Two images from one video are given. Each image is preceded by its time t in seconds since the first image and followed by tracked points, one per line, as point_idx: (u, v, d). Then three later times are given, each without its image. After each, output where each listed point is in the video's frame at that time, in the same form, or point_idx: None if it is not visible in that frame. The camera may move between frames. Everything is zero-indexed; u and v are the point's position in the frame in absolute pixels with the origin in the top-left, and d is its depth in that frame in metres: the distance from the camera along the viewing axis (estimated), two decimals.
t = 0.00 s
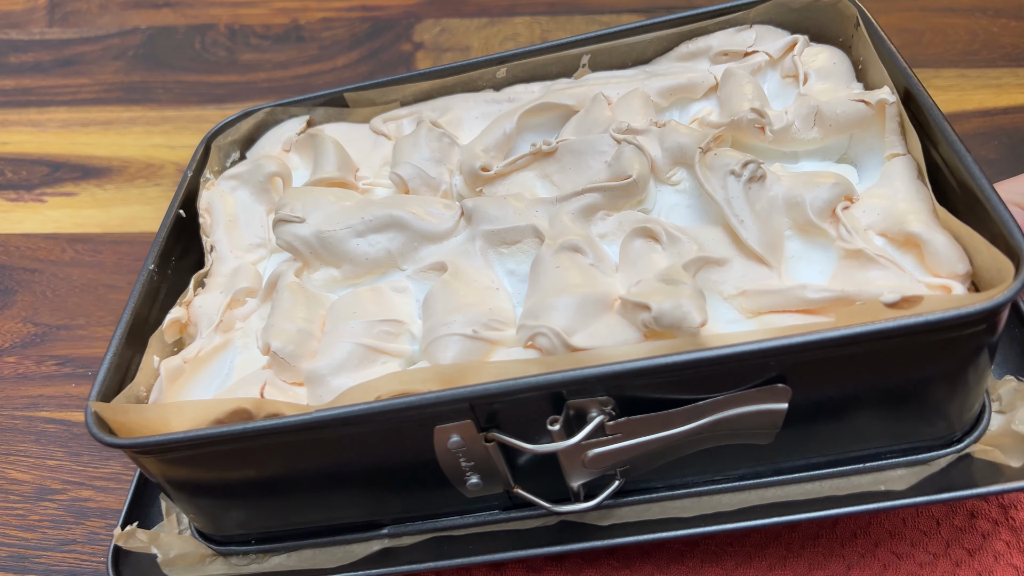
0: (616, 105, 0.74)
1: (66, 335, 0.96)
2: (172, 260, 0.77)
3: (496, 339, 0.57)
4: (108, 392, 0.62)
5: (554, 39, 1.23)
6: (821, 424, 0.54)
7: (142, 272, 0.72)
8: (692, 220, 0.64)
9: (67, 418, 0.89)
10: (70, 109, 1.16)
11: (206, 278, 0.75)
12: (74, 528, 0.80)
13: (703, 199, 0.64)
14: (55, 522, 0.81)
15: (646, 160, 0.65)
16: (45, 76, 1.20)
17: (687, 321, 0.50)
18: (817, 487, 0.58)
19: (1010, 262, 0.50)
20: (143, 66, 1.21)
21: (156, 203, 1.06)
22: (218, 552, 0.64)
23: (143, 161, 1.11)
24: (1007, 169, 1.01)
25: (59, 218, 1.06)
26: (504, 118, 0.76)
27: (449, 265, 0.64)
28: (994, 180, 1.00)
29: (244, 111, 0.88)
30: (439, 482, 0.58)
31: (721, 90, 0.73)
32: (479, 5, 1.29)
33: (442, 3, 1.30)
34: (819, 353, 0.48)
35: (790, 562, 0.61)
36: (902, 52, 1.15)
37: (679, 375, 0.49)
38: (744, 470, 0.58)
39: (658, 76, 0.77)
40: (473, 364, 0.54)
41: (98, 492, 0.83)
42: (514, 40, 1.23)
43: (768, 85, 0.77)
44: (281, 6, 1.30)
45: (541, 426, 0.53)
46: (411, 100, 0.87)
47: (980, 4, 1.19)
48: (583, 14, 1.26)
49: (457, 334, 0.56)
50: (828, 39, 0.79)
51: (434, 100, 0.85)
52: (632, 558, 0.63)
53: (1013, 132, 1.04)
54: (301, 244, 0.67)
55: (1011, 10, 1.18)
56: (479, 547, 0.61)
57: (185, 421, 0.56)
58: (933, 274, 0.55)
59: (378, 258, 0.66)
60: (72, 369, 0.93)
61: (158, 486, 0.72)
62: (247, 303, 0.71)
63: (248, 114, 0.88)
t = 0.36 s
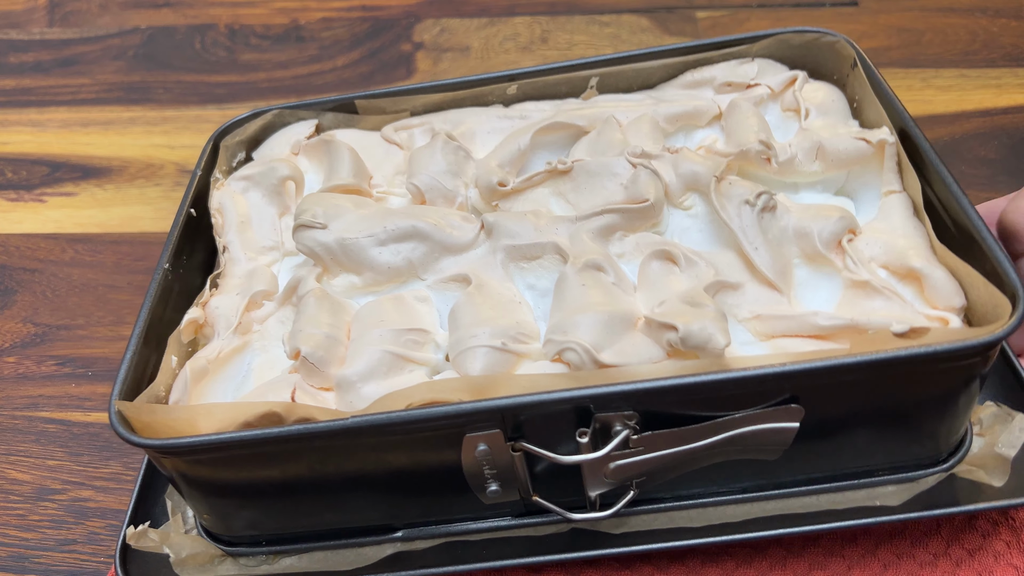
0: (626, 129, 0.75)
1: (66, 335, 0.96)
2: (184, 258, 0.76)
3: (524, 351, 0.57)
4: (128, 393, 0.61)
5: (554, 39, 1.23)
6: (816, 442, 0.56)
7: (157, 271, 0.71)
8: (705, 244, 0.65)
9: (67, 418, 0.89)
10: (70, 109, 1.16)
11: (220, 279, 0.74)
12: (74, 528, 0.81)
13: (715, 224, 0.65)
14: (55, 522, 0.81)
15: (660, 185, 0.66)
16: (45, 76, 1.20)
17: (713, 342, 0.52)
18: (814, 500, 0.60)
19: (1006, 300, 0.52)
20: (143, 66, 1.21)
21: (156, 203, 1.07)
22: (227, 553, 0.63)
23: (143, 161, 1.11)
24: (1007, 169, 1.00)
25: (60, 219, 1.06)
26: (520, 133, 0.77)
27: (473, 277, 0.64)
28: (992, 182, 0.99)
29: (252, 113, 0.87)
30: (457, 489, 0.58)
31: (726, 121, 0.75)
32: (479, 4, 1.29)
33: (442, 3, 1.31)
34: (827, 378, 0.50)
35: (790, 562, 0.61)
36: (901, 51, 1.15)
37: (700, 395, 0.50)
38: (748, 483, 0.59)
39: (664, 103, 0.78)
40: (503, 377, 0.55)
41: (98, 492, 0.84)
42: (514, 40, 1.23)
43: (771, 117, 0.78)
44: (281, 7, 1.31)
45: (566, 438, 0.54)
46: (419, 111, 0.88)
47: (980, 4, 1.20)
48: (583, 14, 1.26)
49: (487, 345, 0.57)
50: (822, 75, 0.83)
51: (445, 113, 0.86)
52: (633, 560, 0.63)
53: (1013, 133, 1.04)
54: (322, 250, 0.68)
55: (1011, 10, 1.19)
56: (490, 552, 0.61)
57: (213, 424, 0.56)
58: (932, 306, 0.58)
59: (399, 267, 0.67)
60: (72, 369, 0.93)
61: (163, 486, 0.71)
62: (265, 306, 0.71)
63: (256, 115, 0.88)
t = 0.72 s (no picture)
0: (633, 144, 0.78)
1: (66, 335, 0.96)
2: (190, 258, 0.76)
3: (532, 362, 0.58)
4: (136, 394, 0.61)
5: (554, 39, 1.23)
6: (814, 459, 0.57)
7: (164, 270, 0.71)
8: (712, 261, 0.67)
9: (67, 418, 0.88)
10: (70, 109, 1.16)
11: (227, 280, 0.74)
12: (74, 529, 0.79)
13: (722, 242, 0.67)
14: (54, 522, 0.80)
15: (668, 202, 0.68)
16: (45, 76, 1.20)
17: (720, 360, 0.54)
18: (812, 515, 0.61)
19: (1006, 326, 0.54)
20: (143, 66, 1.21)
21: (156, 203, 1.07)
22: (228, 554, 0.64)
23: (143, 161, 1.11)
24: (1010, 168, 0.99)
25: (59, 219, 1.06)
26: (529, 144, 0.78)
27: (483, 287, 0.65)
28: (996, 181, 0.98)
29: (260, 114, 0.88)
30: (462, 496, 0.59)
31: (732, 139, 0.78)
32: (479, 4, 1.30)
33: (443, 3, 1.31)
34: (830, 399, 0.52)
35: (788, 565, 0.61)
36: (902, 52, 1.15)
37: (708, 413, 0.52)
38: (747, 496, 0.61)
39: (671, 118, 0.81)
40: (513, 388, 0.55)
41: (98, 493, 0.82)
42: (514, 39, 1.23)
43: (775, 136, 0.81)
44: (281, 7, 1.31)
45: (573, 450, 0.55)
46: (429, 118, 0.89)
47: (980, 4, 1.21)
48: (583, 14, 1.26)
49: (497, 356, 0.57)
50: (825, 99, 0.85)
51: (453, 121, 0.87)
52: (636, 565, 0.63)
53: (1014, 132, 1.03)
54: (332, 254, 0.68)
55: (1010, 10, 1.19)
56: (491, 560, 0.62)
57: (223, 425, 0.56)
58: (932, 329, 0.60)
59: (408, 274, 0.68)
60: (72, 369, 0.92)
61: (164, 487, 0.71)
62: (273, 308, 0.71)
63: (264, 116, 0.88)
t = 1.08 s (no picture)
0: (638, 160, 0.79)
1: (66, 336, 0.92)
2: (192, 256, 0.76)
3: (536, 379, 0.59)
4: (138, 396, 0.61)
5: (554, 39, 1.23)
6: (806, 483, 0.58)
7: (167, 270, 0.71)
8: (716, 282, 0.69)
9: (67, 418, 0.84)
10: (70, 109, 1.15)
11: (230, 281, 0.74)
12: (74, 529, 0.75)
13: (726, 264, 0.69)
14: (54, 522, 0.76)
15: (673, 222, 0.69)
16: (45, 76, 1.20)
17: (723, 385, 0.55)
18: (802, 537, 0.63)
19: (1001, 363, 0.57)
20: (143, 66, 1.21)
21: (156, 203, 1.04)
22: (222, 556, 0.64)
23: (143, 161, 1.09)
24: (1007, 169, 0.99)
25: (59, 219, 1.03)
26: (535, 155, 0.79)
27: (488, 301, 0.66)
28: (994, 181, 0.98)
29: (265, 114, 0.88)
30: (461, 507, 0.60)
31: (736, 160, 0.79)
32: (479, 4, 1.30)
33: (443, 3, 1.31)
34: (830, 429, 0.53)
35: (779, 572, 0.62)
36: (901, 51, 1.16)
37: (710, 437, 0.53)
38: (739, 517, 0.62)
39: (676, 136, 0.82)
40: (516, 405, 0.56)
41: (99, 493, 0.78)
42: (514, 39, 1.23)
43: (778, 158, 0.83)
44: (280, 6, 1.31)
45: (573, 467, 0.56)
46: (434, 124, 0.90)
47: (980, 4, 1.22)
48: (583, 14, 1.27)
49: (501, 371, 0.58)
50: (828, 122, 0.87)
51: (459, 128, 0.88)
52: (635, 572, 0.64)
53: (1013, 133, 1.03)
54: (338, 260, 0.69)
55: (1010, 11, 1.20)
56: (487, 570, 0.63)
57: (227, 430, 0.57)
58: (927, 361, 0.63)
59: (413, 283, 0.68)
60: (72, 369, 0.88)
61: (158, 486, 0.71)
62: (276, 312, 0.72)
63: (270, 116, 0.89)
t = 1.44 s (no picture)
0: (639, 161, 0.79)
1: (66, 336, 0.91)
2: (192, 256, 0.76)
3: (536, 379, 0.59)
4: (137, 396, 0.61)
5: (554, 39, 1.23)
6: (806, 484, 0.58)
7: (168, 271, 0.71)
8: (716, 282, 0.69)
9: (67, 418, 0.84)
10: (70, 109, 1.15)
11: (230, 281, 0.74)
12: (74, 528, 0.75)
13: (726, 264, 0.69)
14: (54, 522, 0.76)
15: (673, 222, 0.69)
16: (45, 76, 1.20)
17: (724, 386, 0.55)
18: (802, 538, 0.63)
19: (1000, 364, 0.57)
20: (143, 66, 1.21)
21: (156, 203, 1.04)
22: (222, 556, 0.64)
23: (143, 161, 1.09)
24: (1008, 169, 0.99)
25: (59, 219, 1.03)
26: (536, 157, 0.79)
27: (489, 301, 0.66)
28: (993, 180, 0.98)
29: (266, 113, 0.88)
30: (461, 508, 0.60)
31: (736, 161, 0.79)
32: (479, 4, 1.30)
33: (442, 2, 1.31)
34: (830, 430, 0.54)
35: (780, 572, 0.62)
36: (902, 51, 1.16)
37: (710, 438, 0.53)
38: (738, 517, 0.62)
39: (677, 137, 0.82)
40: (517, 405, 0.56)
41: (99, 493, 0.78)
42: (514, 39, 1.23)
43: (778, 160, 0.83)
44: (280, 6, 1.31)
45: (573, 467, 0.56)
46: (434, 124, 0.90)
47: (979, 4, 1.22)
48: (583, 14, 1.27)
49: (502, 371, 0.58)
50: (828, 123, 0.87)
51: (459, 129, 0.88)
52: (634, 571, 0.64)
53: (1013, 133, 1.03)
54: (338, 261, 0.69)
55: (1010, 10, 1.20)
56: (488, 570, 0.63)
57: (227, 431, 0.57)
58: (927, 362, 0.63)
59: (413, 283, 0.68)
60: (72, 369, 0.88)
61: (158, 486, 0.71)
62: (277, 313, 0.72)
63: (270, 116, 0.89)
